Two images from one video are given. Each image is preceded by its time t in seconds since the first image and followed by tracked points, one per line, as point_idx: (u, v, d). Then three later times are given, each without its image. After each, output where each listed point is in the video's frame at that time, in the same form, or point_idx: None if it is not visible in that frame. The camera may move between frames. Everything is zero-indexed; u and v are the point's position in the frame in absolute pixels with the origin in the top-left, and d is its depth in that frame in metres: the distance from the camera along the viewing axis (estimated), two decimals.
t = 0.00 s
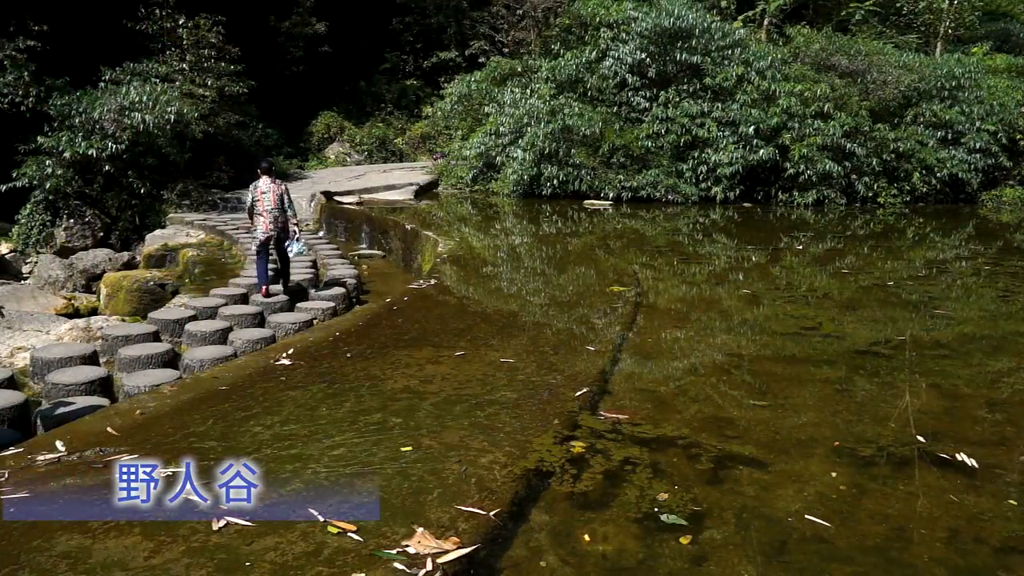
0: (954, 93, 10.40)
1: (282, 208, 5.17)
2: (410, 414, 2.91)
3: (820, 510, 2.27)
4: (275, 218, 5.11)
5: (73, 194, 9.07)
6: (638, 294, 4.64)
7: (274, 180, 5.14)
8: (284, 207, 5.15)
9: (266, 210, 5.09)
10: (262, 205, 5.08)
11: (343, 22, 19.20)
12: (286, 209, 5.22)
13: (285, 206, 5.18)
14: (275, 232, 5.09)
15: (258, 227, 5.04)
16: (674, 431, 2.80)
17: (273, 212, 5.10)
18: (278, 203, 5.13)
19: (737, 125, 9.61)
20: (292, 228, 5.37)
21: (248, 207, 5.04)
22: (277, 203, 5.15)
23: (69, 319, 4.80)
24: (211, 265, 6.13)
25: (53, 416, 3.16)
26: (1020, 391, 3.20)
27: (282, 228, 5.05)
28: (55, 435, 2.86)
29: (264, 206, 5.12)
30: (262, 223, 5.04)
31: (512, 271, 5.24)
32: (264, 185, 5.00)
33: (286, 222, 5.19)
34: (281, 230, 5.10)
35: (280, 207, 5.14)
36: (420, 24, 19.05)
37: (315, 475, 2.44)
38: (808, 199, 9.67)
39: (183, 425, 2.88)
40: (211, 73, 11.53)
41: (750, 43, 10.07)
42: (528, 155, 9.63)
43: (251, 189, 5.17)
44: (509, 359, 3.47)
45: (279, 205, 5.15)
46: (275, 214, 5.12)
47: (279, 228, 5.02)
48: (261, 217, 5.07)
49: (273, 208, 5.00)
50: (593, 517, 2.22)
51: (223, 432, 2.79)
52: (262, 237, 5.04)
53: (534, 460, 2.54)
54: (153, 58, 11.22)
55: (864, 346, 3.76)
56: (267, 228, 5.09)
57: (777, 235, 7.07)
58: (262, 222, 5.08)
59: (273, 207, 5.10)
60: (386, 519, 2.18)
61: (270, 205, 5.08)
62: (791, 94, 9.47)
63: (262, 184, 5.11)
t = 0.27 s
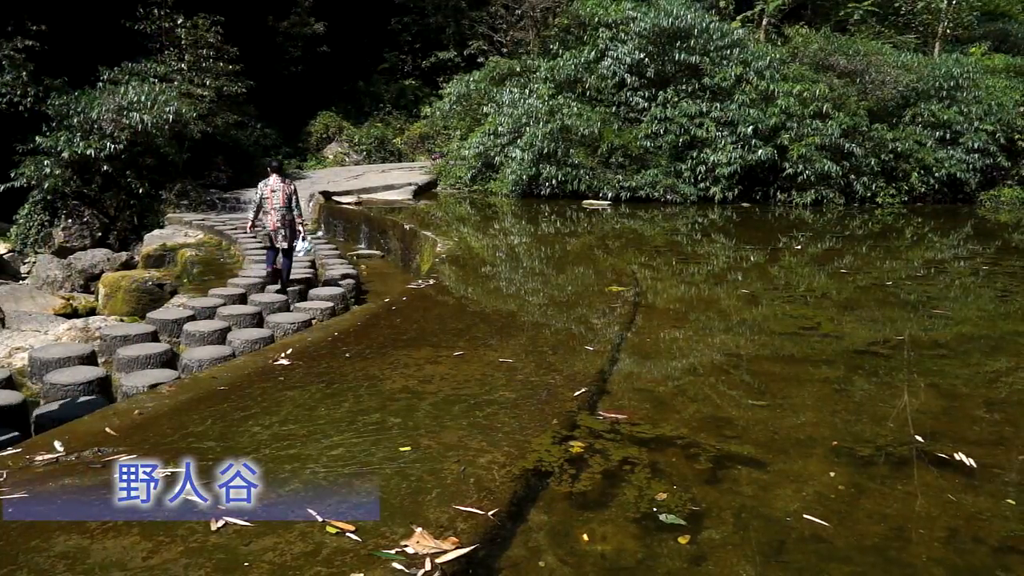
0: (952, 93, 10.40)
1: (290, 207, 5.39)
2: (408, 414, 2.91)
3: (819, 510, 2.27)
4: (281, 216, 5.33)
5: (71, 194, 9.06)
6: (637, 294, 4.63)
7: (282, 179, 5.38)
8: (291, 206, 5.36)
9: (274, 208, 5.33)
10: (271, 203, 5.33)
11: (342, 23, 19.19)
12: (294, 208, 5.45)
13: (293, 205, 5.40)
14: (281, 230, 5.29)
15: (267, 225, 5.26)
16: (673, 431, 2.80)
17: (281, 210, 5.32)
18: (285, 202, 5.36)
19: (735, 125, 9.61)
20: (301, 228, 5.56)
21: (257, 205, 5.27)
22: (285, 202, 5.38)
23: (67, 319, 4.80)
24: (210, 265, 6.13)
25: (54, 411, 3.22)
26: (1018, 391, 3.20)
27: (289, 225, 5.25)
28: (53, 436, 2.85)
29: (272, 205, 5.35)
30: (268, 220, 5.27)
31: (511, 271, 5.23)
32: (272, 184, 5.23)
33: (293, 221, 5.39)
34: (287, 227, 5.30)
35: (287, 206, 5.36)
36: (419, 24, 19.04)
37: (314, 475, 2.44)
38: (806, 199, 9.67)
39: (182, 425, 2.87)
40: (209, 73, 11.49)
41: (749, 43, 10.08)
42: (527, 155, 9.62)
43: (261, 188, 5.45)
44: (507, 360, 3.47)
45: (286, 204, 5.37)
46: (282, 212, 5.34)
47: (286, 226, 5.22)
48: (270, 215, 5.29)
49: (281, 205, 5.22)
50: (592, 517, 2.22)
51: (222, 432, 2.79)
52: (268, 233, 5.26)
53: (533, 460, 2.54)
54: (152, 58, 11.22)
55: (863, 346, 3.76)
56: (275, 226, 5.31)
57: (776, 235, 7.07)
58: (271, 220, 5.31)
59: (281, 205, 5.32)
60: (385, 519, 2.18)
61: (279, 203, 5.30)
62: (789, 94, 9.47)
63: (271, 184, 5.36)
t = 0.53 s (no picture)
0: (949, 93, 10.38)
1: (292, 206, 5.40)
2: (405, 414, 2.91)
3: (816, 509, 2.27)
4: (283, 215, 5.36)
5: (68, 194, 9.04)
6: (634, 294, 4.63)
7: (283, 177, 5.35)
8: (294, 205, 5.36)
9: (276, 206, 5.35)
10: (273, 201, 5.35)
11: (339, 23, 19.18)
12: (297, 206, 5.45)
13: (296, 204, 5.40)
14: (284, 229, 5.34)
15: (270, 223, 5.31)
16: (670, 431, 2.80)
17: (283, 209, 5.35)
18: (287, 201, 5.36)
19: (732, 125, 9.61)
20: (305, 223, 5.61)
21: (259, 204, 5.30)
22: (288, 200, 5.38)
23: (63, 319, 4.79)
24: (207, 265, 6.13)
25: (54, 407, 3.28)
26: (1014, 391, 3.21)
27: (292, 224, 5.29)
28: (50, 436, 2.85)
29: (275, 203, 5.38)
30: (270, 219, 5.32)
31: (508, 271, 5.23)
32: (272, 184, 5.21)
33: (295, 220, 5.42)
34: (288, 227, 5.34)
35: (289, 205, 5.37)
36: (416, 24, 19.02)
37: (311, 475, 2.44)
38: (803, 199, 9.68)
39: (179, 425, 2.87)
40: (206, 73, 11.47)
41: (746, 43, 10.09)
42: (524, 155, 9.61)
43: (265, 185, 5.48)
44: (504, 360, 3.47)
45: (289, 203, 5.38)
46: (284, 210, 5.37)
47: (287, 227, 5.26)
48: (273, 213, 5.33)
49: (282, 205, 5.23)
50: (589, 517, 2.22)
51: (219, 433, 2.78)
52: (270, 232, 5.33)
53: (530, 460, 2.54)
54: (149, 58, 11.21)
55: (860, 346, 3.76)
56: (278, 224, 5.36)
57: (773, 235, 7.08)
58: (274, 218, 5.36)
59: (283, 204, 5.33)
60: (382, 519, 2.17)
61: (281, 201, 5.31)
62: (786, 94, 9.49)
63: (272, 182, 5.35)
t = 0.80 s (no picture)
0: (943, 93, 10.42)
1: (293, 204, 5.70)
2: (402, 414, 2.91)
3: (811, 508, 2.28)
4: (284, 211, 5.64)
5: (62, 194, 9.01)
6: (630, 294, 4.64)
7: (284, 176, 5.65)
8: (294, 202, 5.67)
9: (277, 204, 5.64)
10: (274, 199, 5.64)
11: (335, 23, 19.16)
12: (296, 204, 5.76)
13: (296, 202, 5.71)
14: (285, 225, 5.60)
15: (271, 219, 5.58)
16: (665, 430, 2.81)
17: (284, 206, 5.64)
18: (288, 199, 5.67)
19: (727, 125, 9.62)
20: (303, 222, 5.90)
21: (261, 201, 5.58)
22: (288, 198, 5.69)
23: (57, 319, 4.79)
24: (202, 265, 6.12)
25: (50, 404, 3.30)
26: (1009, 390, 3.22)
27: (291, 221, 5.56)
28: (43, 437, 2.84)
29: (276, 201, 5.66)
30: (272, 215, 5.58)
31: (504, 271, 5.23)
32: (274, 181, 5.52)
33: (295, 217, 5.71)
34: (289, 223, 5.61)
35: (290, 202, 5.67)
36: (412, 24, 19.00)
37: (306, 475, 2.44)
38: (798, 199, 9.70)
39: (173, 426, 2.86)
40: (200, 73, 11.46)
41: (741, 43, 10.12)
42: (519, 155, 9.61)
43: (265, 184, 5.74)
44: (500, 359, 3.47)
45: (289, 201, 5.69)
46: (285, 208, 5.66)
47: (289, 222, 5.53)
48: (274, 210, 5.61)
49: (283, 201, 5.51)
50: (585, 516, 2.22)
51: (214, 433, 2.78)
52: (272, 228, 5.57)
53: (526, 460, 2.54)
54: (143, 58, 11.18)
55: (855, 345, 3.77)
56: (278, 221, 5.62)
57: (768, 235, 7.08)
58: (275, 215, 5.63)
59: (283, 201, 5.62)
60: (378, 519, 2.17)
61: (282, 199, 5.59)
62: (781, 94, 9.51)
63: (274, 181, 5.65)
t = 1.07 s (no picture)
0: (933, 93, 10.45)
1: (289, 202, 5.78)
2: (394, 414, 2.91)
3: (803, 507, 2.28)
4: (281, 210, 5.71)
5: (52, 194, 8.94)
6: (623, 293, 4.64)
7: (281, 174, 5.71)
8: (291, 201, 5.75)
9: (274, 202, 5.70)
10: (271, 197, 5.70)
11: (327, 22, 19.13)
12: (291, 202, 5.83)
13: (292, 201, 5.79)
14: (281, 223, 5.67)
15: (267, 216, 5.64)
16: (658, 430, 2.81)
17: (281, 204, 5.71)
18: (285, 198, 5.74)
19: (720, 125, 9.64)
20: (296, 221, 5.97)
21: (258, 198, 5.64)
22: (285, 197, 5.76)
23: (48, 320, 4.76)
24: (194, 265, 6.10)
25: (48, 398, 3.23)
26: (999, 388, 3.24)
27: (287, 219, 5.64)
28: (35, 438, 2.82)
29: (272, 199, 5.72)
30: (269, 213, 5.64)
31: (496, 271, 5.23)
32: (272, 179, 5.58)
33: (290, 215, 5.79)
34: (286, 221, 5.69)
35: (286, 201, 5.74)
36: (404, 24, 18.97)
37: (300, 475, 2.43)
38: (790, 199, 9.73)
39: (167, 427, 2.85)
40: (192, 72, 11.44)
41: (733, 44, 10.14)
42: (512, 155, 9.61)
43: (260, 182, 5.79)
44: (493, 359, 3.46)
45: (285, 199, 5.76)
46: (281, 206, 5.72)
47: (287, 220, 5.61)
48: (270, 207, 5.67)
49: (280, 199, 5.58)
50: (578, 516, 2.22)
51: (208, 434, 2.77)
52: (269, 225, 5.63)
53: (519, 460, 2.54)
54: (134, 57, 11.13)
55: (847, 344, 3.79)
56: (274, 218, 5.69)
57: (760, 235, 7.10)
58: (271, 212, 5.69)
59: (280, 199, 5.68)
60: (371, 520, 2.17)
61: (278, 197, 5.66)
62: (773, 94, 9.53)
63: (271, 179, 5.71)
